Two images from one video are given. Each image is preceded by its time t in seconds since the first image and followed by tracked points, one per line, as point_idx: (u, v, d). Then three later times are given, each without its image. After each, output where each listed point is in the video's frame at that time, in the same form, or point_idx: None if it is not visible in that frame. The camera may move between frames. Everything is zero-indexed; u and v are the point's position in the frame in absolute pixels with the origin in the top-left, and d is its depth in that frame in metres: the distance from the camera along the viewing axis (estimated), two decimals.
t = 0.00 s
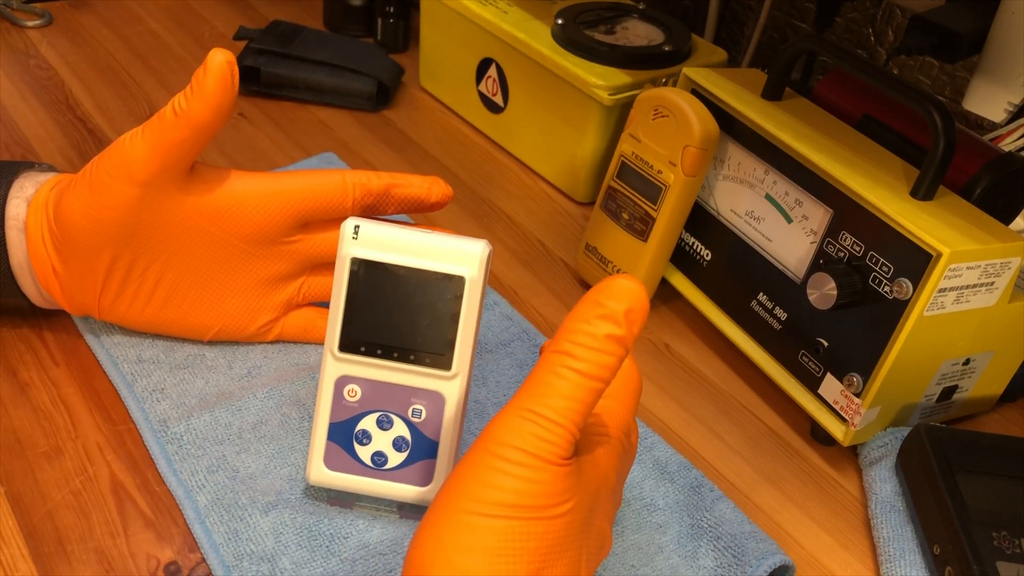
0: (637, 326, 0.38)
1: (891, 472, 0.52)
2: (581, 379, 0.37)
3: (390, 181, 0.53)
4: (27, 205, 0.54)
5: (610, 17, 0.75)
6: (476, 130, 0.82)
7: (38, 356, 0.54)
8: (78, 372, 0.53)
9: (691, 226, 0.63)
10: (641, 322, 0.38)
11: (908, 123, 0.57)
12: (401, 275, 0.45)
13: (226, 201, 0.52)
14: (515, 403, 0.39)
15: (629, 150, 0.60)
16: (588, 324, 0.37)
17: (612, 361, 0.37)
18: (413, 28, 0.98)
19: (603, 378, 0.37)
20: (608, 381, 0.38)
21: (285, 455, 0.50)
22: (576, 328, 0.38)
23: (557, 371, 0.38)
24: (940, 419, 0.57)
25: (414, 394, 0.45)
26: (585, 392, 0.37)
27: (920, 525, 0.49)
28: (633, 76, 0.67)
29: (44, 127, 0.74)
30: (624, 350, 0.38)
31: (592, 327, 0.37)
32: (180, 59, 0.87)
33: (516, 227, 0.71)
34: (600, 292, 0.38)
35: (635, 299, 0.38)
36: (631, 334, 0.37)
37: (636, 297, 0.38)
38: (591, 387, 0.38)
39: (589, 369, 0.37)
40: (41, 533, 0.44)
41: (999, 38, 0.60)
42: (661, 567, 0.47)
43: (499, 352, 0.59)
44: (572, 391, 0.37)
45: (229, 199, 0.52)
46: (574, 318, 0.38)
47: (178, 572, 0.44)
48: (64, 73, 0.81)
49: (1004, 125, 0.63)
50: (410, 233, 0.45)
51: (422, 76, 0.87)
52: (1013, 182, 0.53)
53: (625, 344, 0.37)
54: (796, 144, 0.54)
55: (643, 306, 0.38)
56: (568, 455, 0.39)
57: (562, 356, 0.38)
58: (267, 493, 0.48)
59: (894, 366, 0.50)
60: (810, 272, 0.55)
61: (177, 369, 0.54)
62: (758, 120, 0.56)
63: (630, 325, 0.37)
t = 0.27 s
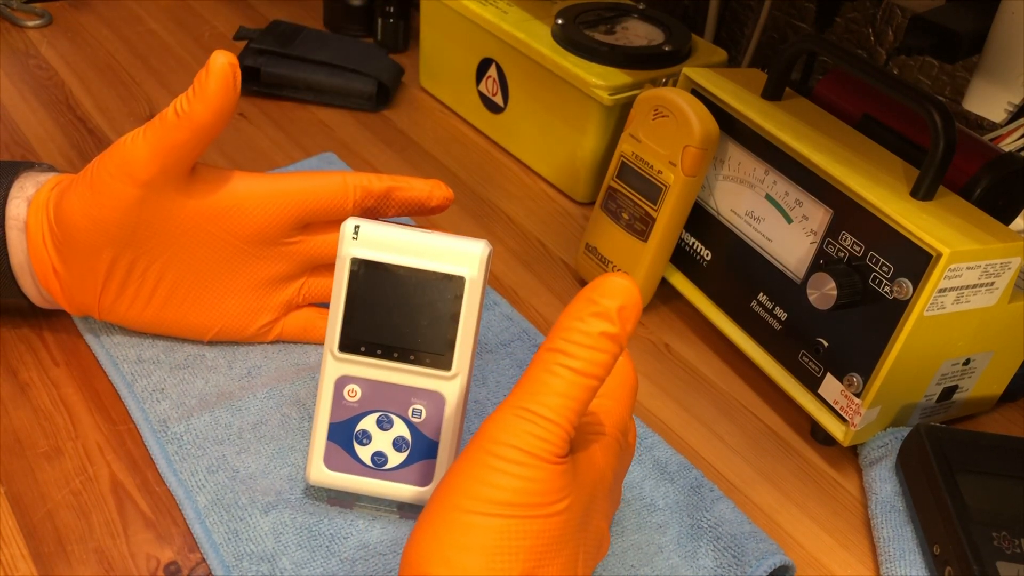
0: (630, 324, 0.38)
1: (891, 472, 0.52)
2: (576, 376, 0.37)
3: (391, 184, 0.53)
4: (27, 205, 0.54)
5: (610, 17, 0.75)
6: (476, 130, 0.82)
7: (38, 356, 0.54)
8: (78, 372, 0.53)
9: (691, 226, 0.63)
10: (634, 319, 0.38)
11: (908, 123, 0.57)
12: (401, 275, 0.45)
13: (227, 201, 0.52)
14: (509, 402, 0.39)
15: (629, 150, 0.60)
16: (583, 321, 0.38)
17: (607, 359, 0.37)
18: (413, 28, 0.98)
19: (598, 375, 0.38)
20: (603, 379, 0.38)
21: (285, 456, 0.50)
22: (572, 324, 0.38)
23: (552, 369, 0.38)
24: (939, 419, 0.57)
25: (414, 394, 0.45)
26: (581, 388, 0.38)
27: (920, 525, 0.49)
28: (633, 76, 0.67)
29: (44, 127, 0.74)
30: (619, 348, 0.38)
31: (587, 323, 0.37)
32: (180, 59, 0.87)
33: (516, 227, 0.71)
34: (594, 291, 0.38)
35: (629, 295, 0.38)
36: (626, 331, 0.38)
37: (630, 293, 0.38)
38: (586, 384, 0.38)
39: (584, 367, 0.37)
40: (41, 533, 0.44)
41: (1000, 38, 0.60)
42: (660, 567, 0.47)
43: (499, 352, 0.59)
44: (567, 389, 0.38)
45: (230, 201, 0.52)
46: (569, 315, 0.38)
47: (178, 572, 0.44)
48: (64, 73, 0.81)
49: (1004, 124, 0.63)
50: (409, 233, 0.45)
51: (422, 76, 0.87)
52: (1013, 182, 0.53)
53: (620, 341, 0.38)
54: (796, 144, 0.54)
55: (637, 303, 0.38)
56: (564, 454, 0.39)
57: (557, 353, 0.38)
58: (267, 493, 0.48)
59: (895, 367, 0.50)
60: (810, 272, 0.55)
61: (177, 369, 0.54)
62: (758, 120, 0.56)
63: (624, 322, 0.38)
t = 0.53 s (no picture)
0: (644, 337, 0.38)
1: (891, 472, 0.52)
2: (588, 383, 0.38)
3: (396, 189, 0.53)
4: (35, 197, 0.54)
5: (610, 17, 0.75)
6: (476, 130, 0.82)
7: (38, 356, 0.54)
8: (78, 372, 0.53)
9: (691, 226, 0.63)
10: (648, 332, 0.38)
11: (908, 123, 0.57)
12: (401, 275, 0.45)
13: (237, 197, 0.52)
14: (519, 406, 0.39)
15: (629, 150, 0.60)
16: (598, 331, 0.38)
17: (620, 370, 0.38)
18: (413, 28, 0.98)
19: (610, 384, 0.38)
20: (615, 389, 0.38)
21: (284, 455, 0.50)
22: (586, 333, 0.38)
23: (563, 374, 0.38)
24: (940, 419, 0.57)
25: (414, 394, 0.45)
26: (592, 395, 0.38)
27: (920, 525, 0.49)
28: (633, 76, 0.67)
29: (44, 127, 0.74)
30: (632, 359, 0.38)
31: (601, 333, 0.38)
32: (180, 59, 0.87)
33: (516, 227, 0.71)
34: (609, 301, 0.39)
35: (643, 308, 0.38)
36: (639, 343, 0.38)
37: (643, 306, 0.38)
38: (598, 392, 0.38)
39: (596, 375, 0.38)
40: (41, 534, 0.44)
41: (999, 38, 0.60)
42: (660, 567, 0.47)
43: (499, 352, 0.59)
44: (578, 395, 0.38)
45: (239, 197, 0.52)
46: (582, 324, 0.39)
47: (178, 572, 0.44)
48: (64, 73, 0.81)
49: (1003, 125, 0.63)
50: (410, 233, 0.45)
51: (422, 76, 0.87)
52: (1013, 183, 0.53)
53: (633, 352, 0.38)
54: (796, 144, 0.54)
55: (651, 317, 0.38)
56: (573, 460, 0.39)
57: (569, 360, 0.38)
58: (267, 492, 0.48)
59: (894, 367, 0.50)
60: (810, 272, 0.55)
61: (177, 368, 0.54)
62: (758, 120, 0.56)
63: (638, 334, 0.38)
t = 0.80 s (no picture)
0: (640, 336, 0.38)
1: (891, 473, 0.52)
2: (585, 384, 0.38)
3: (403, 193, 0.54)
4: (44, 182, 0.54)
5: (610, 17, 0.75)
6: (476, 130, 0.82)
7: (38, 356, 0.54)
8: (78, 371, 0.53)
9: (691, 227, 0.63)
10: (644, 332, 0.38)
11: (908, 123, 0.57)
12: (401, 275, 0.45)
13: (250, 189, 0.53)
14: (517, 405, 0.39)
15: (629, 150, 0.60)
16: (594, 332, 0.38)
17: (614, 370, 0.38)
18: (413, 28, 0.98)
19: (605, 385, 0.38)
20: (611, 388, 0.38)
21: (284, 453, 0.50)
22: (583, 333, 0.38)
23: (561, 374, 0.38)
24: (939, 419, 0.57)
25: (413, 393, 0.45)
26: (588, 396, 0.38)
27: (920, 525, 0.49)
28: (633, 76, 0.67)
29: (44, 128, 0.74)
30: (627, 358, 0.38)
31: (598, 335, 0.38)
32: (180, 59, 0.87)
33: (516, 227, 0.71)
34: (608, 301, 0.38)
35: (637, 306, 0.38)
36: (635, 343, 0.38)
37: (638, 305, 0.38)
38: (592, 392, 0.38)
39: (591, 376, 0.38)
40: (41, 534, 0.44)
41: (999, 38, 0.60)
42: (659, 568, 0.47)
43: (500, 352, 0.59)
44: (575, 395, 0.38)
45: (251, 186, 0.53)
46: (581, 324, 0.39)
47: (178, 572, 0.44)
48: (64, 73, 0.81)
49: (1003, 125, 0.63)
50: (411, 233, 0.45)
51: (422, 76, 0.87)
52: (1013, 182, 0.53)
53: (629, 352, 0.38)
54: (796, 145, 0.54)
55: (648, 315, 0.38)
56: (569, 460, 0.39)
57: (567, 360, 0.38)
58: (265, 489, 0.48)
59: (894, 367, 0.50)
60: (810, 272, 0.55)
61: (176, 365, 0.54)
62: (758, 120, 0.56)
63: (634, 334, 0.38)
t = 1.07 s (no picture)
0: (646, 342, 0.38)
1: (891, 473, 0.53)
2: (582, 387, 0.37)
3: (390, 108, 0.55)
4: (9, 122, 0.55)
5: (610, 17, 0.75)
6: (476, 130, 0.82)
7: (38, 355, 0.54)
8: (78, 372, 0.53)
9: (691, 227, 0.63)
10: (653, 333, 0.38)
11: (908, 123, 0.57)
12: (403, 274, 0.45)
13: (212, 82, 0.53)
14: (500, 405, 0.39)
15: (629, 150, 0.60)
16: (596, 334, 0.38)
17: (618, 376, 0.37)
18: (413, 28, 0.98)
19: (606, 388, 0.37)
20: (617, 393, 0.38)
21: (284, 454, 0.50)
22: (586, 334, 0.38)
23: (556, 378, 0.38)
24: (940, 419, 0.57)
25: (413, 394, 0.45)
26: (584, 400, 0.37)
27: (920, 525, 0.49)
28: (633, 76, 0.67)
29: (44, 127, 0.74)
30: (637, 364, 0.38)
31: (601, 338, 0.38)
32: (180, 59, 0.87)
33: (516, 227, 0.71)
34: (613, 304, 0.39)
35: (648, 308, 0.39)
36: (642, 347, 0.38)
37: (647, 306, 0.39)
38: (591, 394, 0.37)
39: (590, 380, 0.37)
40: (41, 534, 0.44)
41: (1000, 39, 0.60)
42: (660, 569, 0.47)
43: (500, 352, 0.59)
44: (570, 402, 0.37)
45: (204, 82, 0.53)
46: (585, 327, 0.39)
47: (178, 572, 0.44)
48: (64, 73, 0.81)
49: (1004, 125, 0.63)
50: (412, 233, 0.45)
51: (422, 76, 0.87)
52: (1013, 183, 0.53)
53: (636, 358, 0.38)
54: (796, 145, 0.54)
55: (657, 316, 0.39)
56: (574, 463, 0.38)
57: (561, 365, 0.38)
58: (266, 490, 0.48)
59: (894, 367, 0.50)
60: (810, 272, 0.55)
61: (178, 366, 0.54)
62: (758, 120, 0.56)
63: (641, 338, 0.38)
